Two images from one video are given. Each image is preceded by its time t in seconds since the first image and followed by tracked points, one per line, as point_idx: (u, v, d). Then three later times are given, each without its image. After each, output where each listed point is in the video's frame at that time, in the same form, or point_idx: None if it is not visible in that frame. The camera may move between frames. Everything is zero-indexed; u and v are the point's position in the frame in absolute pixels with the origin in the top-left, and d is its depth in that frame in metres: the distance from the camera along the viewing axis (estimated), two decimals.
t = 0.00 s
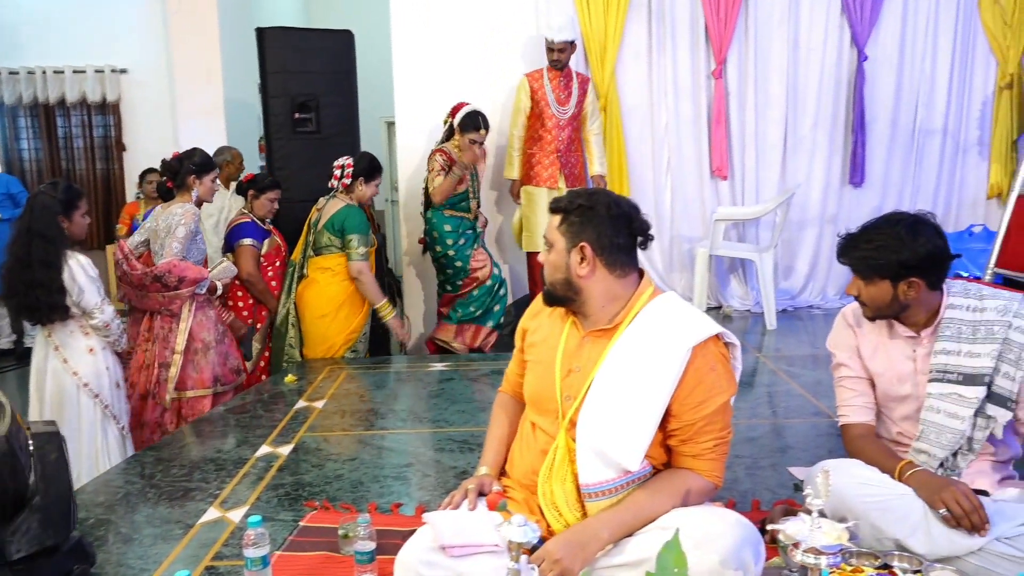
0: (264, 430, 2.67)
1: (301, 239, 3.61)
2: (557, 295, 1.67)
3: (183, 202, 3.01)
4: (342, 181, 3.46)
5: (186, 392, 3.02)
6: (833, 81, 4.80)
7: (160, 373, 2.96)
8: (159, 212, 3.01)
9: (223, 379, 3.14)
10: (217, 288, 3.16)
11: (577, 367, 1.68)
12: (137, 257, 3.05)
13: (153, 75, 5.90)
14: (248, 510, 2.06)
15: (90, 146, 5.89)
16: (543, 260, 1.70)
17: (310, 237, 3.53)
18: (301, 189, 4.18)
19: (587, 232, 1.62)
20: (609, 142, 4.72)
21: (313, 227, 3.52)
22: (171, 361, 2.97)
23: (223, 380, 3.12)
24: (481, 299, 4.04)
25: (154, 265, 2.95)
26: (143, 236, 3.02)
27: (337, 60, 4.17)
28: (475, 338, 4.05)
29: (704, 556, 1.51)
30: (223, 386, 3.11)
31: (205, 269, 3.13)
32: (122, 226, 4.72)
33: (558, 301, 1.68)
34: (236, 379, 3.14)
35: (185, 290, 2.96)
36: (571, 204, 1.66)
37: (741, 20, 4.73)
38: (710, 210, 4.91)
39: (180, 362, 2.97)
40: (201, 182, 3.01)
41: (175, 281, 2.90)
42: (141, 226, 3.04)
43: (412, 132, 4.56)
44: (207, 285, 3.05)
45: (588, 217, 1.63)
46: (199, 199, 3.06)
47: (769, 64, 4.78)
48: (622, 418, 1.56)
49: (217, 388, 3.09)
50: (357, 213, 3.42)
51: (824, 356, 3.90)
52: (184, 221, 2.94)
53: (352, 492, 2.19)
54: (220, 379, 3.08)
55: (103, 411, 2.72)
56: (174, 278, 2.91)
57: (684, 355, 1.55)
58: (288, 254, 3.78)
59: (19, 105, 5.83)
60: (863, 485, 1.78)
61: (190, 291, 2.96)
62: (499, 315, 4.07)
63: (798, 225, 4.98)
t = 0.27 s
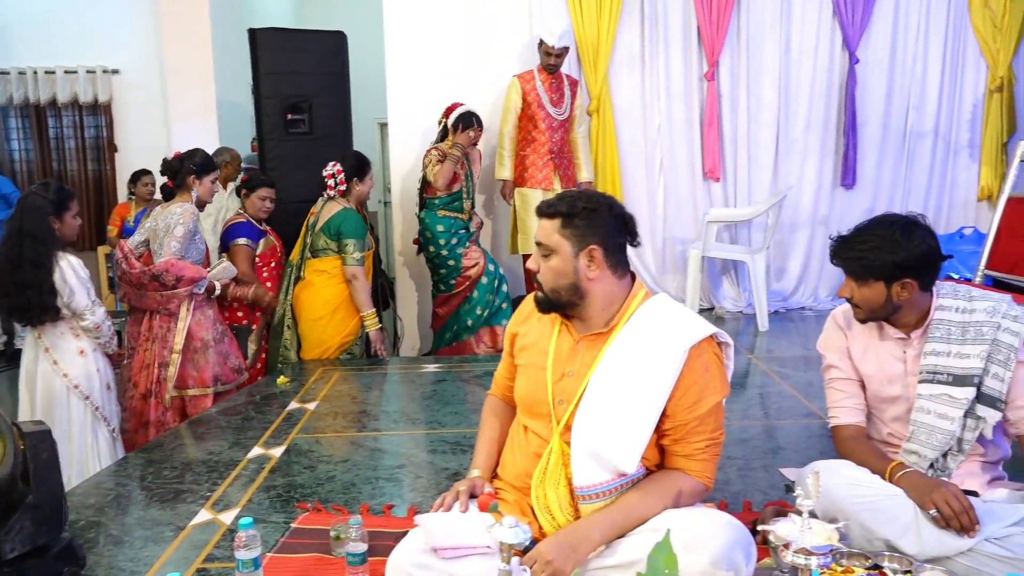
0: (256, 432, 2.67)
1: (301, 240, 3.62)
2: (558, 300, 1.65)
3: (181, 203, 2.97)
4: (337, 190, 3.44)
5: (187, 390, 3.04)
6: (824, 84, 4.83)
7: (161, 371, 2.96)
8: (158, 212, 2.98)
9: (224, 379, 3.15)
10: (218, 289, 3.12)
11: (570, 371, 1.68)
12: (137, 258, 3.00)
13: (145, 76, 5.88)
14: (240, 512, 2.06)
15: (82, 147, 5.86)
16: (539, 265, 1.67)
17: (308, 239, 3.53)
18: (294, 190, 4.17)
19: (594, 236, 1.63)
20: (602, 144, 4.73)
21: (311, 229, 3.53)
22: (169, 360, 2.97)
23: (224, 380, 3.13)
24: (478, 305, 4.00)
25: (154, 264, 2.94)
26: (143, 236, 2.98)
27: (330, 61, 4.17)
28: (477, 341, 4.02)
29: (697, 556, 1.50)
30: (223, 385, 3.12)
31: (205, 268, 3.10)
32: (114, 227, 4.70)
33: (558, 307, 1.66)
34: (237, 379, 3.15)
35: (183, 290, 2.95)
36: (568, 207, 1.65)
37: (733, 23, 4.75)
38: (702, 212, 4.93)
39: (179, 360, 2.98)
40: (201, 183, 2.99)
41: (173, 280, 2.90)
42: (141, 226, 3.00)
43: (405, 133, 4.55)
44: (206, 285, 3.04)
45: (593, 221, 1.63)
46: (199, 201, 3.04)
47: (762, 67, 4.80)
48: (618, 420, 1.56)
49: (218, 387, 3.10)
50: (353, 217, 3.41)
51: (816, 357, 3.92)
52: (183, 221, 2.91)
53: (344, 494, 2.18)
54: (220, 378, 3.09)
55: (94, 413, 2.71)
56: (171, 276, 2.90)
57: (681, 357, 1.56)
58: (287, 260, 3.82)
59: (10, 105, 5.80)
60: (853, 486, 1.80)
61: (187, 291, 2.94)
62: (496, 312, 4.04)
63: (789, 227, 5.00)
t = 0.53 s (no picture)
0: (249, 432, 2.66)
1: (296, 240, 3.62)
2: (569, 309, 1.59)
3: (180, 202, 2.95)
4: (331, 193, 3.45)
5: (189, 390, 3.04)
6: (815, 83, 4.85)
7: (161, 374, 2.95)
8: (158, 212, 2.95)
9: (228, 377, 3.15)
10: (217, 288, 3.12)
11: (564, 373, 1.67)
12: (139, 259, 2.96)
13: (136, 77, 5.85)
14: (233, 513, 2.05)
15: (73, 148, 5.84)
16: (545, 272, 1.61)
17: (302, 240, 3.53)
18: (286, 190, 4.16)
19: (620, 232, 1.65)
20: (595, 144, 4.74)
21: (305, 231, 3.53)
22: (169, 359, 2.96)
23: (226, 378, 3.13)
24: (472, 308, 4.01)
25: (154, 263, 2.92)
26: (145, 234, 2.95)
27: (322, 61, 4.16)
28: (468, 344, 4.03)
29: (688, 556, 1.49)
30: (226, 383, 3.11)
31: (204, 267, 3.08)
32: (106, 228, 4.68)
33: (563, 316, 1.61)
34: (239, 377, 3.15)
35: (182, 289, 2.93)
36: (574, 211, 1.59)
37: (724, 23, 4.77)
38: (694, 211, 4.94)
39: (180, 359, 2.97)
40: (201, 182, 2.98)
41: (172, 279, 2.89)
42: (142, 226, 2.97)
43: (398, 134, 4.55)
44: (205, 284, 3.02)
45: (612, 218, 1.63)
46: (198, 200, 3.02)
47: (753, 67, 4.82)
48: (616, 421, 1.56)
49: (221, 385, 3.10)
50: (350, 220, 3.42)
51: (808, 356, 3.93)
52: (181, 220, 2.89)
53: (338, 494, 2.18)
54: (223, 376, 3.09)
55: (86, 416, 2.69)
56: (169, 276, 2.89)
57: (680, 356, 1.58)
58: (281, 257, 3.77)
59: None
60: (845, 483, 1.80)
61: (186, 290, 2.93)
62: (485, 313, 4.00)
63: (781, 227, 5.02)
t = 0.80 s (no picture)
0: (241, 431, 2.66)
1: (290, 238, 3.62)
2: (596, 312, 1.59)
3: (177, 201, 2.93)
4: (321, 193, 3.45)
5: (187, 389, 3.04)
6: (805, 82, 4.87)
7: (160, 375, 2.95)
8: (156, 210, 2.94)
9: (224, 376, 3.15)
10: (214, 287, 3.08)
11: (562, 374, 1.64)
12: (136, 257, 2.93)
13: (126, 75, 5.82)
14: (225, 512, 2.05)
15: (61, 147, 5.80)
16: (574, 276, 1.58)
17: (295, 240, 3.54)
18: (277, 190, 4.15)
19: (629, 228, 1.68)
20: (586, 143, 4.76)
21: (298, 230, 3.53)
22: (167, 359, 2.95)
23: (224, 377, 3.13)
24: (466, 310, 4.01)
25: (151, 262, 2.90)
26: (143, 233, 2.93)
27: (313, 60, 4.16)
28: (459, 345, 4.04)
29: (679, 553, 1.50)
30: (223, 382, 3.11)
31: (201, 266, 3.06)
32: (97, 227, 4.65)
33: (584, 317, 1.60)
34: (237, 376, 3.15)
35: (179, 289, 2.92)
36: (605, 217, 1.60)
37: (714, 23, 4.78)
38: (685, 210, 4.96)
39: (178, 359, 2.96)
40: (199, 181, 2.98)
41: (168, 278, 2.87)
42: (139, 225, 2.94)
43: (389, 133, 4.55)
44: (202, 283, 3.00)
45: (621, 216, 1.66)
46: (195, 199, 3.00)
47: (743, 66, 4.84)
48: (619, 419, 1.57)
49: (218, 385, 3.10)
50: (341, 220, 3.41)
51: (798, 353, 3.96)
52: (177, 219, 2.85)
53: (330, 493, 2.19)
54: (221, 375, 3.09)
55: (76, 417, 2.68)
56: (166, 275, 2.87)
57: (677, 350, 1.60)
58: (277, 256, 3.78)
59: None
60: (833, 478, 1.82)
61: (183, 289, 2.92)
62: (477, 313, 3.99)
63: (772, 225, 5.05)
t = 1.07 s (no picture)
0: (232, 433, 2.65)
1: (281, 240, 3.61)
2: (609, 316, 1.58)
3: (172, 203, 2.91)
4: (307, 194, 3.43)
5: (178, 392, 3.02)
6: (794, 86, 4.90)
7: (151, 379, 2.93)
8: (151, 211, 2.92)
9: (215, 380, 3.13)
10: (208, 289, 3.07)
11: (560, 376, 1.63)
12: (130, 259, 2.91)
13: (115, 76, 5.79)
14: (215, 514, 2.05)
15: (50, 147, 5.77)
16: (591, 281, 1.56)
17: (284, 242, 3.53)
18: (268, 192, 4.15)
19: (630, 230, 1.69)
20: (577, 146, 4.77)
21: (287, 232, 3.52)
22: (159, 361, 2.94)
23: (215, 381, 3.12)
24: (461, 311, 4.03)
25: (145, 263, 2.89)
26: (138, 235, 2.91)
27: (305, 62, 4.15)
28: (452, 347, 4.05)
29: (668, 554, 1.51)
30: (215, 385, 3.10)
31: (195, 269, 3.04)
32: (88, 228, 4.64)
33: (592, 321, 1.59)
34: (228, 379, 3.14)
35: (172, 290, 2.91)
36: (625, 224, 1.59)
37: (704, 27, 4.81)
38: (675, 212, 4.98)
39: (170, 362, 2.95)
40: (195, 183, 2.96)
41: (163, 280, 2.86)
42: (133, 226, 2.93)
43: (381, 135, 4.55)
44: (196, 285, 2.99)
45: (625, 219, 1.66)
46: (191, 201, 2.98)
47: (733, 69, 4.87)
48: (619, 418, 1.58)
49: (209, 388, 3.09)
50: (327, 223, 3.40)
51: (787, 355, 3.99)
52: (172, 220, 2.85)
53: (321, 495, 2.19)
54: (212, 379, 3.08)
55: (65, 419, 2.67)
56: (161, 277, 2.86)
57: (671, 348, 1.62)
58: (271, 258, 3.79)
59: None
60: (820, 478, 1.83)
61: (177, 291, 2.91)
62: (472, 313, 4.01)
63: (761, 227, 5.08)
